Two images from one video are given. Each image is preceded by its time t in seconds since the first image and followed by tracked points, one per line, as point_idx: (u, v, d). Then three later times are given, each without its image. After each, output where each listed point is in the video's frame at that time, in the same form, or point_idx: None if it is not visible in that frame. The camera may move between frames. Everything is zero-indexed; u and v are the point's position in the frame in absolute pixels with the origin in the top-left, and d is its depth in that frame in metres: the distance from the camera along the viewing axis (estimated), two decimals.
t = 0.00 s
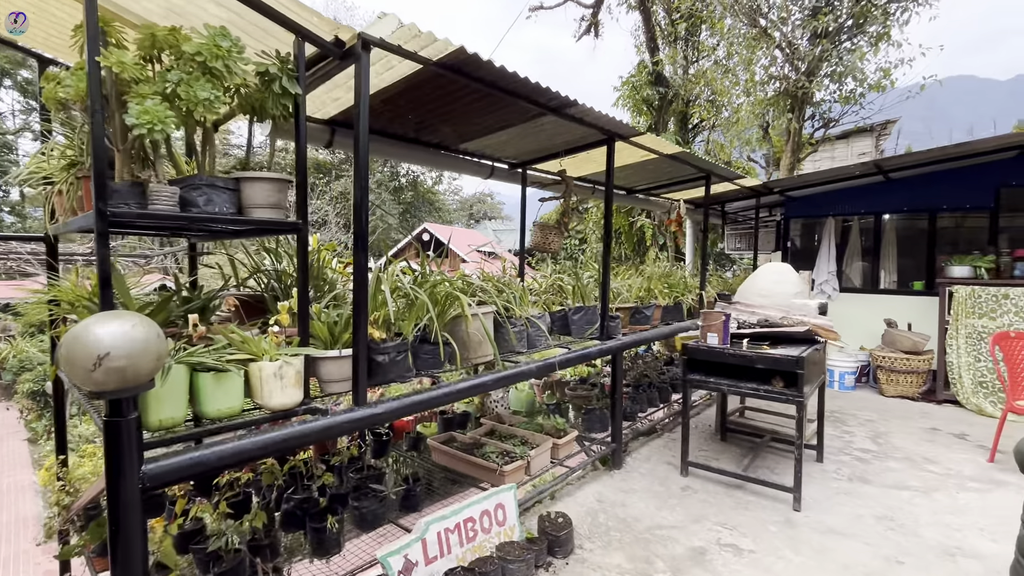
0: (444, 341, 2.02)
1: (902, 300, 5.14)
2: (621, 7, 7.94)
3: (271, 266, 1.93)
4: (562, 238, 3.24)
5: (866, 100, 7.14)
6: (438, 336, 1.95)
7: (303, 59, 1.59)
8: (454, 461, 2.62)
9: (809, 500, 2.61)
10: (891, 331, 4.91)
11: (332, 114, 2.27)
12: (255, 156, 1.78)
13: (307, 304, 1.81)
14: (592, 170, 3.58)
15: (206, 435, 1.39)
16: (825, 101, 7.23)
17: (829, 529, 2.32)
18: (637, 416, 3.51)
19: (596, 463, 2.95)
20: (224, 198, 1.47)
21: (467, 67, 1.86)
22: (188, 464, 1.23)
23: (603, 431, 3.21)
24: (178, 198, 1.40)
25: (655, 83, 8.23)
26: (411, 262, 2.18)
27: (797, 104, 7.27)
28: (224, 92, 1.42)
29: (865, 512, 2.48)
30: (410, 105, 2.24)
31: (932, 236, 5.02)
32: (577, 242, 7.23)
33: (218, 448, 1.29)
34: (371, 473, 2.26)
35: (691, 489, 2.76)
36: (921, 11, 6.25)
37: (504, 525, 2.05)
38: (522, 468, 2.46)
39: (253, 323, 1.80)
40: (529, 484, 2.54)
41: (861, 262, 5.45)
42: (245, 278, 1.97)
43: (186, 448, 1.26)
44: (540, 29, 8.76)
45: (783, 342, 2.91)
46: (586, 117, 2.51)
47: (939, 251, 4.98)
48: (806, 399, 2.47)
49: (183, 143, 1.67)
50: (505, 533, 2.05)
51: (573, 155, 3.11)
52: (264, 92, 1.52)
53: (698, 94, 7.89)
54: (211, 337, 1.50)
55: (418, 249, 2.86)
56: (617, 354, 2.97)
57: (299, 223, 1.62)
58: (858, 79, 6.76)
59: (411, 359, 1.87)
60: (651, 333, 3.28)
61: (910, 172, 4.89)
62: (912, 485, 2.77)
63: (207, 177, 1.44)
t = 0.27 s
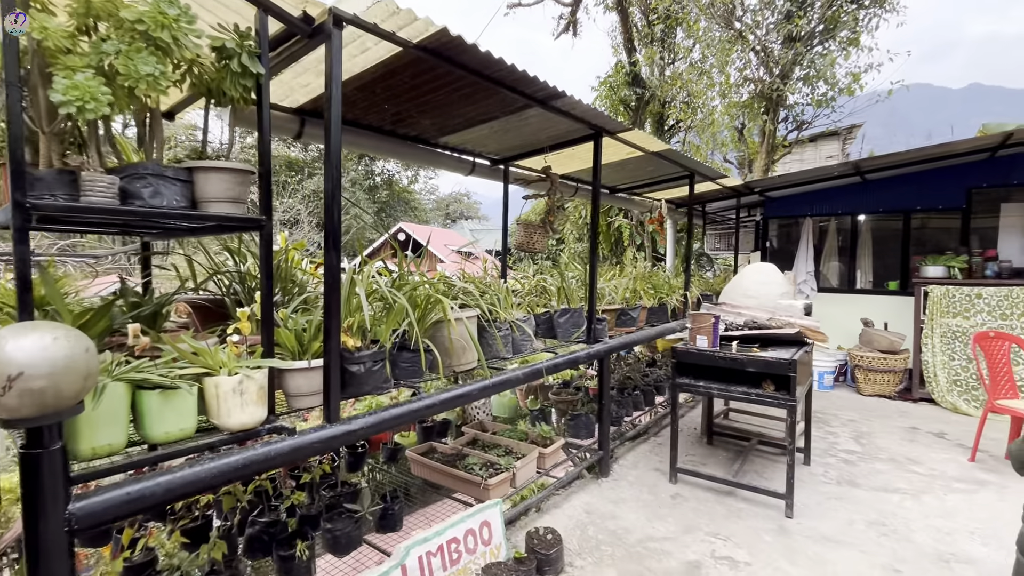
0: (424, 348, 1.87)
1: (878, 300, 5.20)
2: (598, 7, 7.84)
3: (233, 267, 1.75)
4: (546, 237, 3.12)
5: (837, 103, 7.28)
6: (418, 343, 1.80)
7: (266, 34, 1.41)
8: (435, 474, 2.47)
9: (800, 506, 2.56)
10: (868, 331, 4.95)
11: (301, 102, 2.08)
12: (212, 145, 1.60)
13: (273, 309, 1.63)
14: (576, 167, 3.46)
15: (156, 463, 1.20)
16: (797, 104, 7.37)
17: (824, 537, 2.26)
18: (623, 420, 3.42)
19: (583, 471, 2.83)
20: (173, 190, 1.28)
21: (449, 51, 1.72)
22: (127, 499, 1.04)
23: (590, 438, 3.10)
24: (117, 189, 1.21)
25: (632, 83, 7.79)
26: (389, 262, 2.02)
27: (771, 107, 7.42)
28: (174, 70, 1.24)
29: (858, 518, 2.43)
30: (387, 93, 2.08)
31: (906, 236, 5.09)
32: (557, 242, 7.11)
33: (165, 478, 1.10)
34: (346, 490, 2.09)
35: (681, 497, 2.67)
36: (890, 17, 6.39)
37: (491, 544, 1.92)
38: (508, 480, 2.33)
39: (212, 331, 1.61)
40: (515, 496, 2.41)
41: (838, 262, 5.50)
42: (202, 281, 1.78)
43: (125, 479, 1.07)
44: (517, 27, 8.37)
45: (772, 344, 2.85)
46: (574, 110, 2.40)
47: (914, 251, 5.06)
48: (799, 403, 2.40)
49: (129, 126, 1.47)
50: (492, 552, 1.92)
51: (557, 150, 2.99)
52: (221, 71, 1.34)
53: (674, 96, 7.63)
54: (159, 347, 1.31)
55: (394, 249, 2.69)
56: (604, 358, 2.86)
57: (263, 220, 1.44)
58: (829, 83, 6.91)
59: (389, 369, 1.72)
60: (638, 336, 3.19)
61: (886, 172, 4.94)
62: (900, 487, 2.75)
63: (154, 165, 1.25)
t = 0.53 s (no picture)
0: (396, 356, 1.73)
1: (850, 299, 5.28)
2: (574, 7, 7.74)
3: (183, 269, 1.58)
4: (525, 237, 3.00)
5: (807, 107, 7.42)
6: (389, 350, 1.66)
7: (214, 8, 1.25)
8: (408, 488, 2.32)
9: (784, 510, 2.51)
10: (840, 330, 5.02)
11: (260, 88, 1.91)
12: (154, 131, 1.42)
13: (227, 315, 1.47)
14: (555, 164, 3.36)
15: (80, 498, 1.03)
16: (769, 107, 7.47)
17: (810, 544, 2.21)
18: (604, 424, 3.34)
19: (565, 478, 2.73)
20: (102, 180, 1.12)
21: (424, 34, 1.58)
22: (37, 545, 0.88)
23: (570, 444, 3.00)
24: (32, 178, 1.03)
25: (607, 84, 7.53)
26: (358, 263, 1.87)
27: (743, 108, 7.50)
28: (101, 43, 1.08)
29: (841, 521, 2.40)
30: (355, 81, 1.93)
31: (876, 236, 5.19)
32: (534, 242, 7.01)
33: (87, 517, 0.94)
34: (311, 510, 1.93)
35: (665, 504, 2.59)
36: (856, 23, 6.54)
37: (469, 564, 1.79)
38: (487, 493, 2.21)
39: (155, 340, 1.44)
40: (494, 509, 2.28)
41: (811, 262, 5.58)
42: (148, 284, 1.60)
43: (37, 521, 0.90)
44: (492, 25, 8.14)
45: (754, 346, 2.81)
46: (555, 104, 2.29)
47: (883, 251, 5.16)
48: (784, 406, 2.35)
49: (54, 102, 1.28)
50: (470, 573, 1.79)
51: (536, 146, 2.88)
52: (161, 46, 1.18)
53: (648, 97, 7.45)
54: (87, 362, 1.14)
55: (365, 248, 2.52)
56: (585, 362, 2.77)
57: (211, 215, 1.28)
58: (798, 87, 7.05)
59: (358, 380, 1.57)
60: (619, 339, 3.11)
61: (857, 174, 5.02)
62: (880, 488, 2.74)
63: (79, 151, 1.08)
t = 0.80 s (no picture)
0: (358, 367, 1.56)
1: (820, 299, 5.35)
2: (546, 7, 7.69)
3: (110, 271, 1.38)
4: (500, 236, 2.87)
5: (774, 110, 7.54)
6: (350, 361, 1.49)
7: None
8: (374, 507, 2.14)
9: (766, 517, 2.45)
10: (811, 330, 5.07)
11: (205, 70, 1.72)
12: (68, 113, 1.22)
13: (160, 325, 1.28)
14: (530, 162, 3.24)
15: None
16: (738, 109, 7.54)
17: (793, 552, 2.15)
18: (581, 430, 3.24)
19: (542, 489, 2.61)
20: None
21: (388, 10, 1.43)
22: None
23: (547, 452, 2.88)
24: None
25: (579, 84, 7.57)
26: (317, 265, 1.69)
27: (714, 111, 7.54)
28: None
29: (823, 527, 2.36)
30: (313, 64, 1.76)
31: (844, 237, 5.27)
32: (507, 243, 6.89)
33: None
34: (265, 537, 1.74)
35: (645, 514, 2.50)
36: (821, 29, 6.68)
37: None
38: (460, 511, 2.06)
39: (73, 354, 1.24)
40: (467, 528, 2.13)
41: (782, 262, 5.63)
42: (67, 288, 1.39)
43: None
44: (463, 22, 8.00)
45: (733, 348, 2.75)
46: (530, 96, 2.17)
47: (851, 252, 5.24)
48: (766, 411, 2.29)
49: None
50: None
51: (511, 141, 2.75)
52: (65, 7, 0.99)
53: (621, 99, 7.57)
54: None
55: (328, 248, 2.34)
56: (563, 367, 2.66)
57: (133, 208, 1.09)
58: (765, 91, 7.17)
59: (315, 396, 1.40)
60: (596, 342, 3.02)
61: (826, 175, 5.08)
62: (858, 491, 2.72)
63: None
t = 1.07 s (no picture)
0: (309, 383, 1.39)
1: (788, 300, 5.40)
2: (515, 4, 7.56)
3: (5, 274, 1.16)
4: (470, 236, 2.72)
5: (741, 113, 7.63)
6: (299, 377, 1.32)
7: None
8: (333, 531, 1.96)
9: (745, 526, 2.39)
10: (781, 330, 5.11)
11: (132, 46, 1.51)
12: None
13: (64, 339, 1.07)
14: (501, 158, 3.11)
15: None
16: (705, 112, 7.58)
17: (776, 564, 2.08)
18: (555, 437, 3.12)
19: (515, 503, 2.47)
20: None
21: None
22: None
23: (520, 463, 2.75)
24: None
25: (550, 84, 7.16)
26: (264, 267, 1.51)
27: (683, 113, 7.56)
28: None
29: (803, 534, 2.30)
30: (259, 42, 1.57)
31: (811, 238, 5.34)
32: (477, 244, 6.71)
33: None
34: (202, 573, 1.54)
35: (623, 526, 2.40)
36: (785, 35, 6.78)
37: None
38: (427, 533, 1.90)
39: None
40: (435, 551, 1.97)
41: (751, 262, 5.67)
42: None
43: None
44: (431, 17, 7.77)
45: (711, 351, 2.69)
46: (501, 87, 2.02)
47: (818, 252, 5.32)
48: (746, 417, 2.21)
49: None
50: None
51: (481, 136, 2.60)
52: None
53: (590, 100, 7.33)
54: None
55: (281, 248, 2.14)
56: (537, 374, 2.53)
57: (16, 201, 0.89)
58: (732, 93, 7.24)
59: (256, 418, 1.22)
60: (571, 346, 2.90)
61: (794, 176, 5.14)
62: (834, 494, 2.69)
63: None
